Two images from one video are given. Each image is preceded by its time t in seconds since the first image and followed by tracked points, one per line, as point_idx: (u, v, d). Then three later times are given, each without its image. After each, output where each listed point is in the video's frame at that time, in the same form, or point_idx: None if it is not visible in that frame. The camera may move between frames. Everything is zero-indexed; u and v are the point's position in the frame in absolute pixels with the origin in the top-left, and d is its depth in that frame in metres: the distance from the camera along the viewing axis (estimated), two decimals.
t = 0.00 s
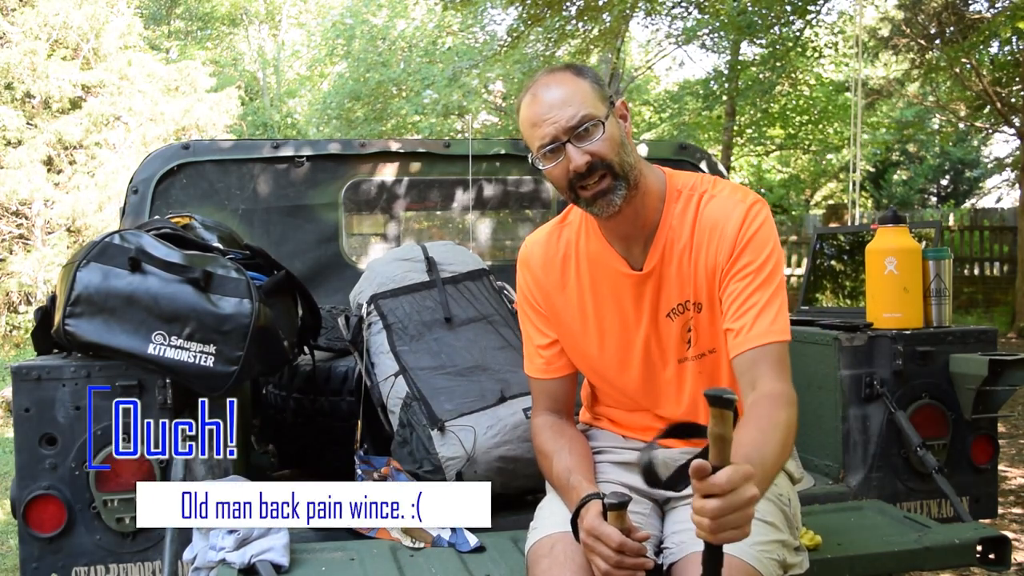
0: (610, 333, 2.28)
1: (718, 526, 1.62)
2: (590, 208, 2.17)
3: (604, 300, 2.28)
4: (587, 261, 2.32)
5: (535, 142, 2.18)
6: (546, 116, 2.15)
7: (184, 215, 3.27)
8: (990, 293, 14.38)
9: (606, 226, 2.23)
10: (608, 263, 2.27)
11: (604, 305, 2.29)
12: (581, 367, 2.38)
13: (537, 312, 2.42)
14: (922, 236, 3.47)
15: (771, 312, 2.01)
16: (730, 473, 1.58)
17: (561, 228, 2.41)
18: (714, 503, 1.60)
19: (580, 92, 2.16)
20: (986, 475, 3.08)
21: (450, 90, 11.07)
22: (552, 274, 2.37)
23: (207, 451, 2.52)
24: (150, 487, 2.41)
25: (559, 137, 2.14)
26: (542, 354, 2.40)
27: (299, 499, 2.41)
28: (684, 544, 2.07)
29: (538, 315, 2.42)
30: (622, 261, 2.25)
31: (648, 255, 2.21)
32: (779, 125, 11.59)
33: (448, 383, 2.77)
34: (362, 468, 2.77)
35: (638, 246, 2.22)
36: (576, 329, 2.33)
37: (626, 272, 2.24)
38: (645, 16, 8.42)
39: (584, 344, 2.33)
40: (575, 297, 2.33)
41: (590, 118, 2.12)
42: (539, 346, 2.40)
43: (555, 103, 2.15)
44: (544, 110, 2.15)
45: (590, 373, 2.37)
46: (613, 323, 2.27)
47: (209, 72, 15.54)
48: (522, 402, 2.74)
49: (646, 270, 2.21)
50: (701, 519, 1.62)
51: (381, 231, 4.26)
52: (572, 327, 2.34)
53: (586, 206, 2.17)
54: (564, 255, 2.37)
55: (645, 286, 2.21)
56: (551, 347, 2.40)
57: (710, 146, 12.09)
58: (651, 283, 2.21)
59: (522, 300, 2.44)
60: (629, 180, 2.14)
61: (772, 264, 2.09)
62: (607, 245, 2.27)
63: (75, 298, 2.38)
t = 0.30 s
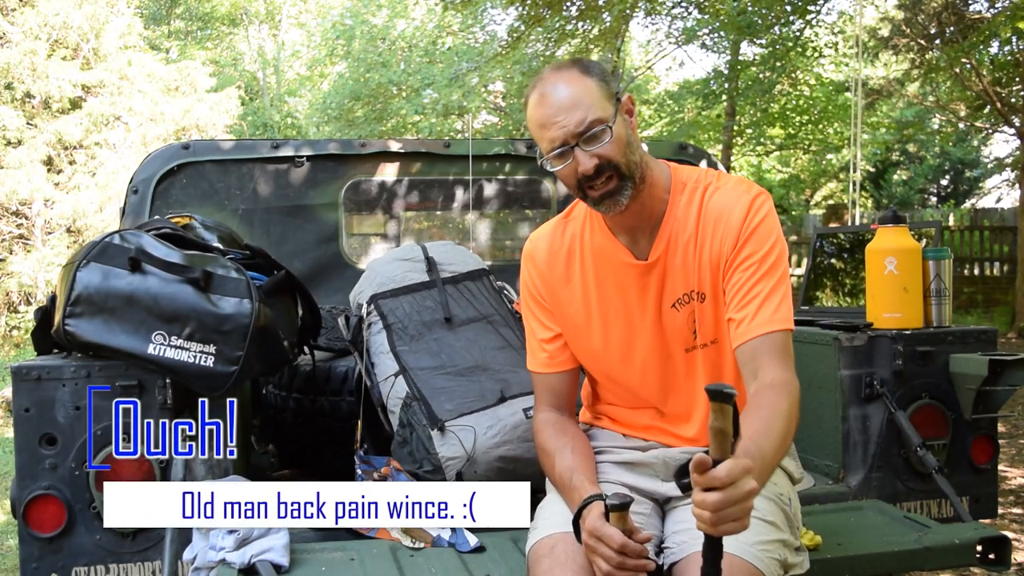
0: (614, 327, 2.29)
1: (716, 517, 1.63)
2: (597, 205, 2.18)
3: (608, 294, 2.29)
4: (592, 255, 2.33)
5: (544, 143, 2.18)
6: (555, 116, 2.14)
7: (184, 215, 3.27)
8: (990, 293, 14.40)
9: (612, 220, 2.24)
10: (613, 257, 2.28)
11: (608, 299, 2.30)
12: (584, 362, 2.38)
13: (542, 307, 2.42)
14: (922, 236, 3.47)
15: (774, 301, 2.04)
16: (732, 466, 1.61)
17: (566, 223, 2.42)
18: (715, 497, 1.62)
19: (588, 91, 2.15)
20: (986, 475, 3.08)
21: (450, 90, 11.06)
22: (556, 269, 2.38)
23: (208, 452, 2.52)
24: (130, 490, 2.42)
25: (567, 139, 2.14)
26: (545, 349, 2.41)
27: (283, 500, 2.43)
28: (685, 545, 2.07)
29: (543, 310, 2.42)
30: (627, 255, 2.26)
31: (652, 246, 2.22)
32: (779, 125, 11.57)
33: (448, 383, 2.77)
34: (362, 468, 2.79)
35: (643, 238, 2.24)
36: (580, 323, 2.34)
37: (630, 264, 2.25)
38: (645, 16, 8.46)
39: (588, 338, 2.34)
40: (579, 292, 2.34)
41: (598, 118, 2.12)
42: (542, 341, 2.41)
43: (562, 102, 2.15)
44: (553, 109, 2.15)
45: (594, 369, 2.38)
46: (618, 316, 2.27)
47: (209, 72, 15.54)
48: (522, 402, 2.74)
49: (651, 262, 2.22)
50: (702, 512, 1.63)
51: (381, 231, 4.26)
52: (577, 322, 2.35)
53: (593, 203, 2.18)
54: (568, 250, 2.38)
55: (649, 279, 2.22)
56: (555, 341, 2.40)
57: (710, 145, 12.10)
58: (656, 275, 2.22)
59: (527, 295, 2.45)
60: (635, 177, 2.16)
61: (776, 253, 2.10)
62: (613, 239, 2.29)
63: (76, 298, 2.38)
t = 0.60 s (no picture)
0: (621, 307, 2.28)
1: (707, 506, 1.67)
2: (611, 181, 2.21)
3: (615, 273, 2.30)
4: (602, 238, 2.34)
5: (566, 118, 2.21)
6: (578, 90, 2.17)
7: (184, 215, 3.27)
8: (990, 293, 14.39)
9: (623, 199, 2.27)
10: (624, 239, 2.29)
11: (616, 281, 2.30)
12: (590, 348, 2.36)
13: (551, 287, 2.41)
14: (922, 236, 3.47)
15: (779, 288, 2.10)
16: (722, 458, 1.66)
17: (578, 211, 2.43)
18: (705, 484, 1.66)
19: (612, 68, 2.18)
20: (985, 475, 3.08)
21: (450, 89, 11.07)
22: (568, 252, 2.39)
23: (208, 452, 2.52)
24: (129, 489, 2.41)
25: (587, 111, 2.16)
26: (555, 332, 2.37)
27: (279, 500, 2.42)
28: (684, 543, 2.07)
29: (551, 292, 2.41)
30: (635, 235, 2.28)
31: (663, 228, 2.25)
32: (779, 125, 11.57)
33: (448, 383, 2.77)
34: (363, 469, 2.79)
35: (653, 222, 2.27)
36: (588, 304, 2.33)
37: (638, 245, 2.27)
38: (646, 16, 8.53)
39: (595, 320, 2.33)
40: (588, 274, 2.34)
41: (620, 96, 2.15)
42: (552, 324, 2.37)
43: (588, 78, 2.18)
44: (576, 84, 2.18)
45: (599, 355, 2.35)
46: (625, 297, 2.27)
47: (209, 72, 15.54)
48: (522, 402, 2.74)
49: (660, 242, 2.24)
50: (693, 499, 1.67)
51: (381, 231, 4.26)
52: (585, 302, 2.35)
53: (607, 179, 2.22)
54: (580, 234, 2.39)
55: (658, 260, 2.24)
56: (564, 326, 2.37)
57: (710, 146, 12.10)
58: (664, 256, 2.24)
59: (538, 276, 2.44)
60: (650, 157, 2.19)
61: (783, 240, 2.15)
62: (622, 221, 2.31)
63: (75, 298, 2.38)
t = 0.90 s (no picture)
0: (633, 288, 2.26)
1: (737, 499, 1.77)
2: (636, 156, 2.22)
3: (628, 254, 2.29)
4: (619, 222, 2.33)
5: (603, 90, 2.23)
6: (617, 65, 2.20)
7: (184, 215, 3.27)
8: (990, 293, 14.39)
9: (644, 178, 2.27)
10: (640, 223, 2.29)
11: (629, 262, 2.28)
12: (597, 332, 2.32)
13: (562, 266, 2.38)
14: (923, 237, 3.46)
15: (795, 286, 2.14)
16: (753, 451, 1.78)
17: (596, 199, 2.43)
18: (734, 478, 1.76)
19: (654, 48, 2.21)
20: (985, 475, 3.08)
21: (449, 89, 11.07)
22: (584, 235, 2.38)
23: (207, 452, 2.52)
24: (130, 488, 2.41)
25: (625, 84, 2.18)
26: (567, 311, 2.32)
27: (276, 500, 2.41)
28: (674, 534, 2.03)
29: (563, 274, 2.38)
30: (650, 219, 2.28)
31: (681, 214, 2.26)
32: (780, 124, 11.57)
33: (448, 383, 2.77)
34: (363, 468, 2.78)
35: (671, 209, 2.28)
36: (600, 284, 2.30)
37: (653, 227, 2.27)
38: (646, 16, 8.49)
39: (605, 300, 2.30)
40: (602, 256, 2.32)
41: (659, 76, 2.18)
42: (566, 304, 2.33)
43: (629, 57, 2.20)
44: (616, 58, 2.21)
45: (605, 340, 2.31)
46: (638, 278, 2.25)
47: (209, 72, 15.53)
48: (522, 402, 2.74)
49: (678, 226, 2.24)
50: (721, 493, 1.77)
51: (381, 231, 4.26)
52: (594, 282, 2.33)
53: (631, 155, 2.22)
54: (598, 219, 2.38)
55: (674, 244, 2.24)
56: (577, 308, 2.32)
57: (709, 146, 12.11)
58: (680, 241, 2.24)
59: (553, 255, 2.41)
60: (677, 140, 2.21)
61: (798, 242, 2.19)
62: (640, 207, 2.31)
63: (76, 298, 2.38)
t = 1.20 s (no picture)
0: (644, 283, 2.26)
1: (792, 506, 1.78)
2: (659, 153, 2.24)
3: (641, 249, 2.30)
4: (635, 220, 2.34)
5: (635, 85, 2.25)
6: (652, 63, 2.22)
7: (184, 215, 3.26)
8: (990, 293, 14.38)
9: (663, 176, 2.29)
10: (655, 221, 2.31)
11: (642, 257, 2.29)
12: (606, 327, 2.32)
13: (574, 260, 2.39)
14: (923, 237, 3.46)
15: (810, 295, 2.18)
16: (808, 459, 1.79)
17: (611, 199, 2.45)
18: (794, 483, 1.77)
19: (688, 51, 2.24)
20: (985, 475, 3.08)
21: (449, 90, 11.06)
22: (597, 231, 2.38)
23: (207, 453, 2.52)
24: (130, 488, 2.41)
25: (656, 83, 2.21)
26: (579, 306, 2.34)
27: (274, 500, 2.39)
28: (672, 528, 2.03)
29: (576, 269, 2.38)
30: (666, 219, 2.30)
31: (697, 215, 2.29)
32: (780, 125, 11.56)
33: (449, 383, 2.77)
34: (363, 468, 2.79)
35: (687, 211, 2.30)
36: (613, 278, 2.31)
37: (668, 226, 2.29)
38: (647, 16, 8.51)
39: (615, 294, 2.30)
40: (615, 251, 2.34)
41: (691, 78, 2.21)
42: (578, 300, 2.34)
43: (664, 57, 2.22)
44: (651, 57, 2.23)
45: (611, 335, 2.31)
46: (650, 272, 2.26)
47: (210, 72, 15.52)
48: (522, 402, 2.74)
49: (694, 225, 2.27)
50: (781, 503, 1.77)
51: (381, 232, 4.26)
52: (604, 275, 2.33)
53: (653, 152, 2.24)
54: (612, 216, 2.39)
55: (688, 243, 2.26)
56: (589, 303, 2.34)
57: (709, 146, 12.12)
58: (694, 240, 2.26)
59: (565, 249, 2.42)
60: (697, 144, 2.24)
61: (811, 253, 2.23)
62: (656, 206, 2.34)
63: (76, 298, 2.38)
